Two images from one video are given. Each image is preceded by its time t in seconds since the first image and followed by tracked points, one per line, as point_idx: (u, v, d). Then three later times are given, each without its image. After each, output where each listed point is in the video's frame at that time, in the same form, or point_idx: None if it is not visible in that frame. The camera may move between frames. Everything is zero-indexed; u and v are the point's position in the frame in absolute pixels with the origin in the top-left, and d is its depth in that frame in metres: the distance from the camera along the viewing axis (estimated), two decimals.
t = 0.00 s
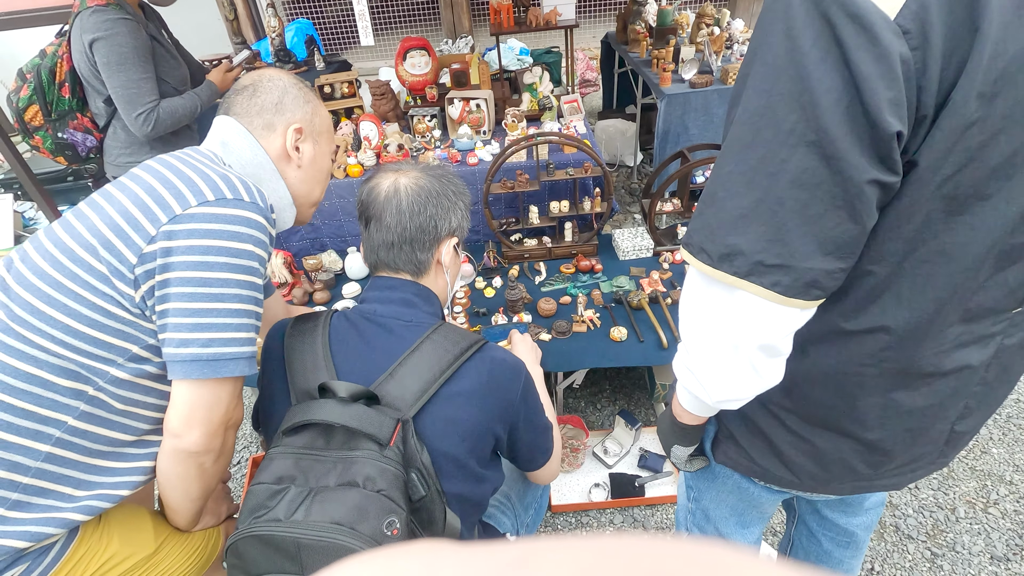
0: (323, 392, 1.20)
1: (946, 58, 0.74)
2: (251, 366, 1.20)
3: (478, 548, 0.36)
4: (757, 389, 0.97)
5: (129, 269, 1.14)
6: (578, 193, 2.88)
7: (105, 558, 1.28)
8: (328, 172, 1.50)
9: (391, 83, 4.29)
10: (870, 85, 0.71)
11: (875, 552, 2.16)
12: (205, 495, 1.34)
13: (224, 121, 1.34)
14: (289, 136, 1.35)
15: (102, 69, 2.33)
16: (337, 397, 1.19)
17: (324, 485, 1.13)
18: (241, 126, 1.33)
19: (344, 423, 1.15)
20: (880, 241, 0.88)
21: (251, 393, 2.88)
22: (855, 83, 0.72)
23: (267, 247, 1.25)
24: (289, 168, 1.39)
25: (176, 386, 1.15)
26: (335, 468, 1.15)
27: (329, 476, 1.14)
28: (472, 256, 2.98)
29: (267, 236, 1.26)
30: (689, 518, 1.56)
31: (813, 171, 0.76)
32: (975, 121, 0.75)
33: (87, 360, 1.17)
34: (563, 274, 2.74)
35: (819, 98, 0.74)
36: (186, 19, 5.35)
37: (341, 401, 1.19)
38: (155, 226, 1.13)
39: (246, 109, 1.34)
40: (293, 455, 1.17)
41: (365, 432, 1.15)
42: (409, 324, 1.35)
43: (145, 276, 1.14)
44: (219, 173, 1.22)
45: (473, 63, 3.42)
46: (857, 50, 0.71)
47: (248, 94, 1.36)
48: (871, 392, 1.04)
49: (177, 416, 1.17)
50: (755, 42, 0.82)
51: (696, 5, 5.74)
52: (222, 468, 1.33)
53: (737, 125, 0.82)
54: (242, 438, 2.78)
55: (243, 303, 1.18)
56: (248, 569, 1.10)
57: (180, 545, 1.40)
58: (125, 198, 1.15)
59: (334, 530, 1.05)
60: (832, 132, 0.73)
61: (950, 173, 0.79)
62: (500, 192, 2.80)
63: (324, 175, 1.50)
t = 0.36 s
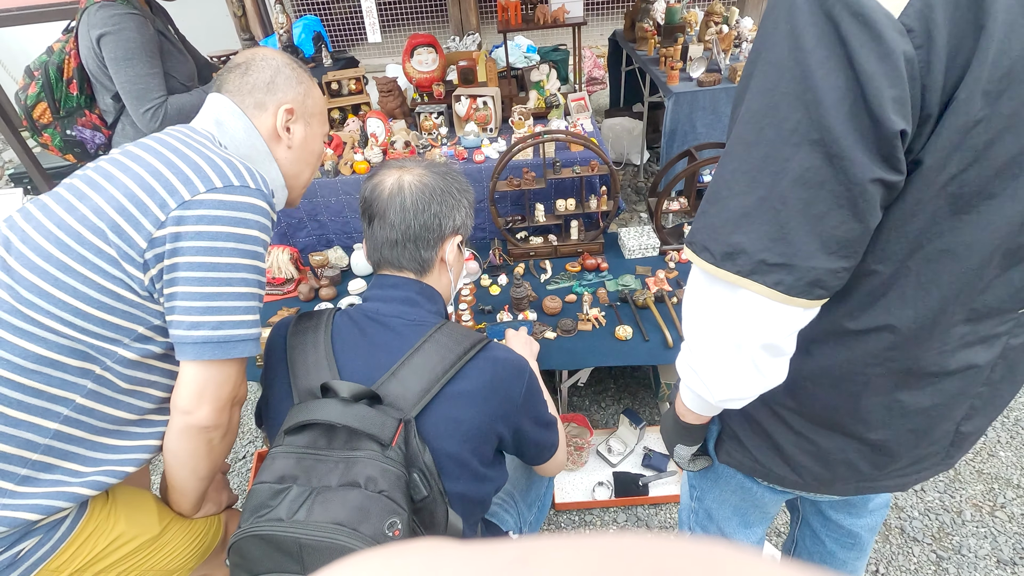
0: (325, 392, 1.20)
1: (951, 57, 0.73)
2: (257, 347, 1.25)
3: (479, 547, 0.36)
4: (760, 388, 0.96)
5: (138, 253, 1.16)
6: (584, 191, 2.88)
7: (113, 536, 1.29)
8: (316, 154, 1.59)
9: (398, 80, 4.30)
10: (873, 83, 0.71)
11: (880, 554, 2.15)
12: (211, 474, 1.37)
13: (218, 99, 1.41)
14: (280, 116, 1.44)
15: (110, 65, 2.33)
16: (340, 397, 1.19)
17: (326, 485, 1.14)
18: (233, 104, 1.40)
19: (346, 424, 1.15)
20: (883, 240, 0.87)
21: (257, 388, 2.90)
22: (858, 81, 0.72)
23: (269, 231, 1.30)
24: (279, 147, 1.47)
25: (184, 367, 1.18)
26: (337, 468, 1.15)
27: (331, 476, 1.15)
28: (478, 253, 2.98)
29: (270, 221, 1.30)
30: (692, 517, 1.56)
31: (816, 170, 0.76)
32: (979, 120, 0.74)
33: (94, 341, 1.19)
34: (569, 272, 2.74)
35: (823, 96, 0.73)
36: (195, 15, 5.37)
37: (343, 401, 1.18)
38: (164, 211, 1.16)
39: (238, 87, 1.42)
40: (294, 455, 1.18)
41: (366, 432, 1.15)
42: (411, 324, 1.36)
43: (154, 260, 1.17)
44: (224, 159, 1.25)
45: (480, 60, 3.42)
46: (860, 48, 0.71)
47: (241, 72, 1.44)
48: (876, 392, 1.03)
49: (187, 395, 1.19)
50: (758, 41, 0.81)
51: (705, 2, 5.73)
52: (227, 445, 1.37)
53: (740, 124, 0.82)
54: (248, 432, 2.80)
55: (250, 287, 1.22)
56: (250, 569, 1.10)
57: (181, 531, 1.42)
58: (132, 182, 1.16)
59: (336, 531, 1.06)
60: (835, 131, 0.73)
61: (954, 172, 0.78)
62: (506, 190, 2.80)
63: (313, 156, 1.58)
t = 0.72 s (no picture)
0: (318, 398, 1.20)
1: (932, 57, 0.75)
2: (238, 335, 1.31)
3: (477, 546, 0.36)
4: (747, 385, 0.97)
5: (117, 246, 1.18)
6: (577, 194, 2.89)
7: (93, 533, 1.28)
8: (274, 149, 1.62)
9: (392, 84, 4.30)
10: (856, 82, 0.72)
11: (873, 553, 2.16)
12: (193, 466, 1.39)
13: (174, 89, 1.43)
14: (235, 109, 1.46)
15: (102, 70, 2.32)
16: (332, 402, 1.19)
17: (319, 492, 1.14)
18: (193, 95, 1.43)
19: (339, 429, 1.14)
20: (867, 237, 0.89)
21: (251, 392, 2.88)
22: (841, 81, 0.73)
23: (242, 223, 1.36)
24: (236, 140, 1.50)
25: (165, 356, 1.23)
26: (330, 475, 1.15)
27: (325, 482, 1.14)
28: (472, 255, 2.99)
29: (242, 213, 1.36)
30: (685, 516, 1.56)
31: (800, 168, 0.77)
32: (960, 118, 0.75)
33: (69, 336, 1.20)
34: (563, 274, 2.75)
35: (806, 95, 0.74)
36: (188, 18, 5.36)
37: (335, 407, 1.18)
38: (143, 206, 1.19)
39: (194, 79, 1.45)
40: (287, 462, 1.17)
41: (361, 439, 1.15)
42: (404, 327, 1.36)
43: (133, 253, 1.20)
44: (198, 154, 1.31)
45: (473, 63, 3.43)
46: (843, 48, 0.72)
47: (197, 65, 1.47)
48: (865, 390, 1.04)
49: (169, 382, 1.24)
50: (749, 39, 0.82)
51: (697, 6, 5.78)
52: (208, 435, 1.41)
53: (728, 123, 0.82)
54: (241, 437, 2.78)
55: (229, 277, 1.28)
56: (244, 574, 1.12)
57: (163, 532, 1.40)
58: (107, 177, 1.18)
59: (330, 538, 1.07)
60: (818, 129, 0.74)
61: (936, 171, 0.80)
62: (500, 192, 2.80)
63: (270, 152, 1.61)
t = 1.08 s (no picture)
0: (319, 399, 1.20)
1: (965, 51, 0.75)
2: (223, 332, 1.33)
3: (476, 547, 0.36)
4: (754, 378, 0.98)
5: (94, 249, 1.18)
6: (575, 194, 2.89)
7: (74, 540, 1.29)
8: (235, 146, 1.67)
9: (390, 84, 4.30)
10: (887, 76, 0.72)
11: (871, 552, 2.17)
12: (179, 468, 1.38)
13: (135, 86, 1.44)
14: (192, 105, 1.50)
15: (107, 73, 2.30)
16: (333, 403, 1.18)
17: (320, 492, 1.14)
18: (155, 90, 1.46)
19: (341, 430, 1.14)
20: (886, 232, 0.89)
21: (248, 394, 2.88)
22: (870, 74, 0.73)
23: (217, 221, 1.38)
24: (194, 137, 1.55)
25: (147, 356, 1.24)
26: (331, 475, 1.15)
27: (326, 483, 1.14)
28: (470, 256, 2.98)
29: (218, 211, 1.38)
30: (690, 520, 1.57)
31: (822, 163, 0.77)
32: (991, 114, 0.76)
33: (42, 339, 1.20)
34: (561, 274, 2.75)
35: (832, 89, 0.74)
36: (184, 19, 5.35)
37: (337, 407, 1.18)
38: (120, 208, 1.19)
39: (151, 73, 1.49)
40: (288, 462, 1.17)
41: (362, 438, 1.15)
42: (405, 328, 1.37)
43: (111, 254, 1.20)
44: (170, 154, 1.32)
45: (471, 64, 3.43)
46: (875, 40, 0.72)
47: (155, 60, 1.51)
48: (881, 392, 1.04)
49: (153, 381, 1.25)
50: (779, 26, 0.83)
51: (693, 7, 5.81)
52: (195, 434, 1.41)
53: (749, 115, 0.82)
54: (238, 438, 2.78)
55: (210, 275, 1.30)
56: None
57: (146, 539, 1.41)
58: (81, 179, 1.17)
59: (331, 538, 1.07)
60: (843, 124, 0.74)
61: (966, 166, 0.80)
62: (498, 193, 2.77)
63: (230, 149, 1.66)
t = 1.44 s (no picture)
0: (322, 399, 1.20)
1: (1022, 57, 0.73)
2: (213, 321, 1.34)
3: (476, 547, 0.36)
4: (803, 409, 0.95)
5: (74, 241, 1.19)
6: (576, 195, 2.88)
7: (62, 542, 1.27)
8: (207, 137, 1.68)
9: (390, 85, 4.30)
10: (955, 88, 0.70)
11: (873, 555, 2.16)
12: (178, 461, 1.38)
13: (101, 80, 1.45)
14: (157, 95, 1.51)
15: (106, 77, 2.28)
16: (336, 403, 1.18)
17: (322, 492, 1.13)
18: (122, 82, 1.47)
19: (343, 430, 1.14)
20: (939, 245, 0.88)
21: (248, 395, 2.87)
22: (935, 86, 0.71)
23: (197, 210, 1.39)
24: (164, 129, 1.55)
25: (144, 345, 1.24)
26: (334, 474, 1.14)
27: (328, 483, 1.14)
28: (471, 257, 2.98)
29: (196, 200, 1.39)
30: (690, 522, 1.57)
31: (885, 178, 0.75)
32: None
33: (25, 334, 1.20)
34: (562, 276, 2.75)
35: (898, 102, 0.72)
36: (184, 19, 5.35)
37: (340, 408, 1.17)
38: (98, 199, 1.19)
39: (115, 67, 1.50)
40: (290, 462, 1.17)
41: (363, 439, 1.14)
42: (408, 329, 1.36)
43: (92, 246, 1.20)
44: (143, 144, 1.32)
45: (473, 65, 3.43)
46: (939, 49, 0.70)
47: (118, 56, 1.53)
48: (904, 399, 1.03)
49: (155, 365, 1.25)
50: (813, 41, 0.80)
51: (693, 7, 5.81)
52: (195, 426, 1.40)
53: (794, 127, 0.80)
54: (239, 439, 2.78)
55: (194, 263, 1.31)
56: None
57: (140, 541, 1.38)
58: (57, 173, 1.17)
59: (332, 538, 1.06)
60: (911, 137, 0.72)
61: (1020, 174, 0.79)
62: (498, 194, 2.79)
63: (203, 141, 1.67)
